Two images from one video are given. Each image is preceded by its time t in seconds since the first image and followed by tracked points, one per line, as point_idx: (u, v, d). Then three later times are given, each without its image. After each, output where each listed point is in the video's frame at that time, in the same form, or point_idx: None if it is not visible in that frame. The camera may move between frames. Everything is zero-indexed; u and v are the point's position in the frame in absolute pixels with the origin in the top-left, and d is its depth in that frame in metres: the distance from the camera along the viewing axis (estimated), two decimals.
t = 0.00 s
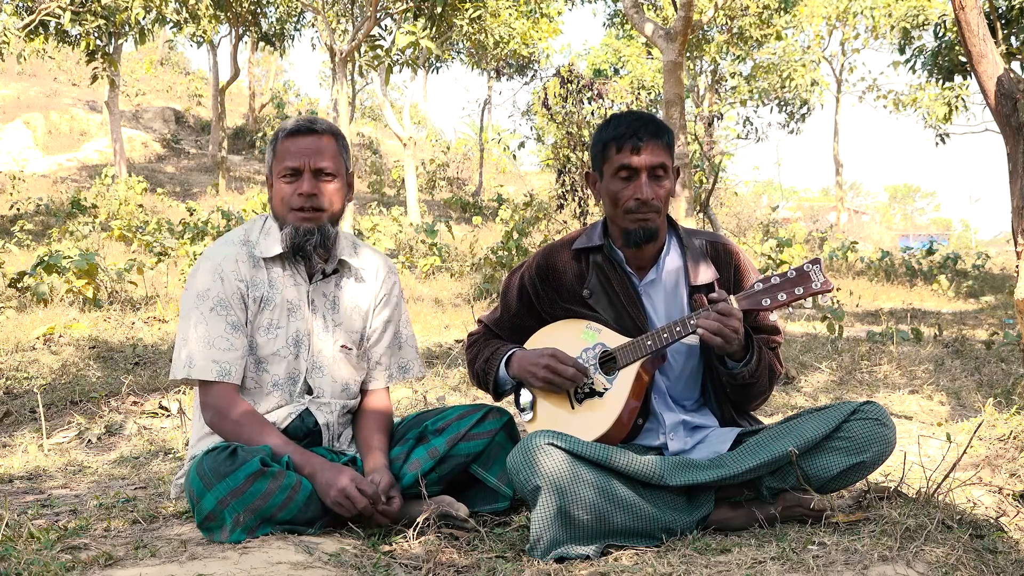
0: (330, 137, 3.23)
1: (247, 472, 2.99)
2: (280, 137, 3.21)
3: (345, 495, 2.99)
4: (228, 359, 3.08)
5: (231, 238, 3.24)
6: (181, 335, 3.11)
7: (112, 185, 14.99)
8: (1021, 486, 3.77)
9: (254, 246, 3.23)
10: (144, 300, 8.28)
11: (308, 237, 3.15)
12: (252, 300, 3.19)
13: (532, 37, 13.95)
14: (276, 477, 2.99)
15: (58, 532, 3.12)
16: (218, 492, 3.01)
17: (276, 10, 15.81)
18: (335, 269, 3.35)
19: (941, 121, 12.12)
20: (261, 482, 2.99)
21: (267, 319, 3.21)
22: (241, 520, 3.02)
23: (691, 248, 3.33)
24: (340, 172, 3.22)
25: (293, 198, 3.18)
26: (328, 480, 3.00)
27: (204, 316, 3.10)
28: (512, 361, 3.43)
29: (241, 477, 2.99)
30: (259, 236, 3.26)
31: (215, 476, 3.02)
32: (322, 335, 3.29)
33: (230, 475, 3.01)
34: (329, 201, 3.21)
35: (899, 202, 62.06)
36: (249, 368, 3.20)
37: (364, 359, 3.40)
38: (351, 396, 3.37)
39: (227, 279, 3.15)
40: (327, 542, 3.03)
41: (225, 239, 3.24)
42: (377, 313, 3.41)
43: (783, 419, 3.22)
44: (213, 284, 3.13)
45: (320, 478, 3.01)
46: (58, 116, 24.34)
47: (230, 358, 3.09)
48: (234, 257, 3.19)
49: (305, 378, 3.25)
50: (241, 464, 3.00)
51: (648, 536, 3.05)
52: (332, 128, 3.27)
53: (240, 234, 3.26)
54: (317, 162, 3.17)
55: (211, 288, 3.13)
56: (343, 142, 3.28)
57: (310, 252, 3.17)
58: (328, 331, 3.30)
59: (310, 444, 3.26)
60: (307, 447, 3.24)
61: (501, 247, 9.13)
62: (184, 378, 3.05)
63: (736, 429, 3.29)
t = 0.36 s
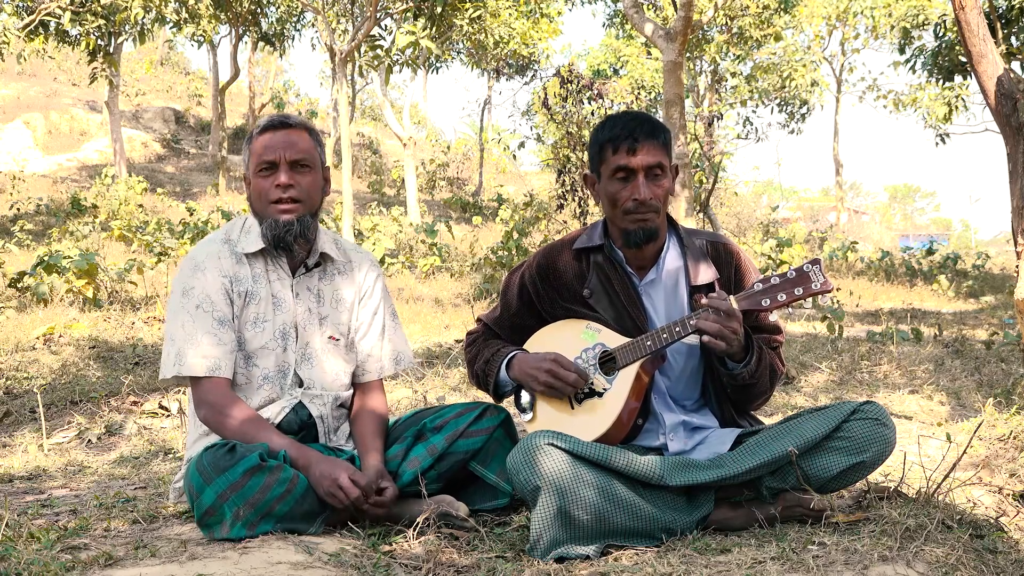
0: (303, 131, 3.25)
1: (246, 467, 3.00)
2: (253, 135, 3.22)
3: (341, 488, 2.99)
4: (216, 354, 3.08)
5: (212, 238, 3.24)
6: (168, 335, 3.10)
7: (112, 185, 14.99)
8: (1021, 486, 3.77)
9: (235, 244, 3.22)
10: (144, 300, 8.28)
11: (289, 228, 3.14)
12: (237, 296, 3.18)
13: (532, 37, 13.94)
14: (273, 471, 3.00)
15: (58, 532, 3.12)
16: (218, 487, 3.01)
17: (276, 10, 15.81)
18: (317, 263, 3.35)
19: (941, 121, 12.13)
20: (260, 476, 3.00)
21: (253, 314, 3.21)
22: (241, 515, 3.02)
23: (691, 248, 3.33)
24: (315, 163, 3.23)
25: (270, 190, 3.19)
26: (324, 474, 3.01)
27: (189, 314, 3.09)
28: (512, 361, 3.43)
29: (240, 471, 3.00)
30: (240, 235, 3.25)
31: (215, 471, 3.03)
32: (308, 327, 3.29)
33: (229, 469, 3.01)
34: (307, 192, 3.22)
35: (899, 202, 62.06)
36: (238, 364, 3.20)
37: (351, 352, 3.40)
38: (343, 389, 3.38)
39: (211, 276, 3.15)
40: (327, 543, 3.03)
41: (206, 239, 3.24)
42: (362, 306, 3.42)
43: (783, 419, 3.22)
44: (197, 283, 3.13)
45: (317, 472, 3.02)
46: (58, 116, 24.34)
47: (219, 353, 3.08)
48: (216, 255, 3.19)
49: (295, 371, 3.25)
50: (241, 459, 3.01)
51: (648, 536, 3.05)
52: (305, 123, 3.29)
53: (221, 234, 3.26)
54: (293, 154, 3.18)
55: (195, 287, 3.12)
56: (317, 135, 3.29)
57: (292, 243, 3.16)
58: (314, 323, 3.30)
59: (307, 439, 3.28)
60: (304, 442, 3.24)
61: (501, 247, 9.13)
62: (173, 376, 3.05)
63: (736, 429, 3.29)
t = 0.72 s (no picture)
0: (298, 129, 3.25)
1: (246, 465, 3.00)
2: (248, 134, 3.23)
3: (341, 487, 2.99)
4: (213, 355, 3.08)
5: (209, 238, 3.24)
6: (166, 334, 3.10)
7: (112, 185, 15.00)
8: (1021, 486, 3.76)
9: (232, 243, 3.22)
10: (144, 300, 8.28)
11: (286, 226, 3.14)
12: (233, 295, 3.18)
13: (532, 37, 13.94)
14: (274, 469, 3.00)
15: (58, 532, 3.12)
16: (218, 484, 3.01)
17: (276, 10, 15.82)
18: (314, 262, 3.35)
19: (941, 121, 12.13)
20: (260, 474, 3.00)
21: (250, 313, 3.21)
22: (241, 513, 3.02)
23: (694, 248, 3.33)
24: (311, 161, 3.24)
25: (267, 189, 3.20)
26: (323, 472, 3.01)
27: (186, 314, 3.09)
28: (515, 355, 3.43)
29: (240, 469, 3.00)
30: (237, 234, 3.25)
31: (215, 469, 3.03)
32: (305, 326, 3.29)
33: (229, 467, 3.01)
34: (303, 190, 3.22)
35: (899, 202, 62.06)
36: (235, 363, 3.20)
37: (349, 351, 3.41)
38: (341, 387, 3.38)
39: (208, 276, 3.14)
40: (327, 542, 3.03)
41: (203, 239, 3.24)
42: (361, 306, 3.43)
43: (784, 420, 3.22)
44: (194, 282, 3.12)
45: (317, 470, 3.02)
46: (58, 116, 24.35)
47: (217, 352, 3.09)
48: (213, 255, 3.18)
49: (292, 370, 3.24)
50: (240, 457, 3.00)
51: (648, 536, 3.05)
52: (300, 124, 3.30)
53: (217, 234, 3.26)
54: (289, 152, 3.19)
55: (192, 286, 3.12)
56: (312, 134, 3.30)
57: (288, 241, 3.16)
58: (311, 323, 3.30)
59: (307, 438, 3.28)
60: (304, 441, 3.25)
61: (501, 247, 9.13)
62: (171, 376, 3.04)
63: (737, 430, 3.29)
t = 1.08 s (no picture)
0: (319, 134, 3.24)
1: (247, 466, 3.00)
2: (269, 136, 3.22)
3: (343, 489, 3.00)
4: (219, 357, 3.08)
5: (222, 238, 3.25)
6: (174, 335, 3.11)
7: (112, 185, 15.00)
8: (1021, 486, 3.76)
9: (244, 245, 3.23)
10: (144, 300, 8.28)
11: (300, 231, 3.14)
12: (243, 299, 3.19)
13: (532, 37, 13.94)
14: (275, 472, 3.00)
15: (58, 532, 3.12)
16: (218, 486, 3.01)
17: (276, 10, 15.81)
18: (326, 267, 3.34)
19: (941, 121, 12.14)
20: (261, 476, 3.00)
21: (259, 318, 3.21)
22: (241, 514, 3.02)
23: (692, 247, 3.33)
24: (329, 167, 3.23)
25: (283, 194, 3.18)
26: (327, 475, 3.02)
27: (195, 316, 3.10)
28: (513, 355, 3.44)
29: (241, 470, 3.00)
30: (249, 236, 3.26)
31: (215, 470, 3.03)
32: (314, 333, 3.28)
33: (230, 468, 3.01)
34: (320, 196, 3.21)
35: (899, 202, 62.06)
36: (242, 367, 3.21)
37: (358, 358, 3.39)
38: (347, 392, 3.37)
39: (218, 278, 3.15)
40: (327, 543, 3.04)
41: (217, 238, 3.25)
42: (371, 311, 3.41)
43: (784, 420, 3.22)
44: (204, 284, 3.13)
45: (319, 472, 3.02)
46: (58, 116, 24.34)
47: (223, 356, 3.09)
48: (225, 256, 3.19)
49: (299, 376, 3.24)
50: (241, 458, 3.01)
51: (648, 536, 3.05)
52: (319, 128, 3.28)
53: (230, 235, 3.26)
54: (307, 158, 3.18)
55: (202, 288, 3.13)
56: (332, 140, 3.29)
57: (302, 246, 3.15)
58: (320, 330, 3.29)
59: (308, 441, 3.27)
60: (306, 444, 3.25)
61: (501, 247, 9.12)
62: (177, 377, 3.06)
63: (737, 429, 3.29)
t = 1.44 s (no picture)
0: (349, 142, 3.21)
1: (248, 473, 2.99)
2: (300, 141, 3.18)
3: (348, 496, 3.00)
4: (233, 366, 3.08)
5: (244, 241, 3.22)
6: (189, 338, 3.10)
7: (112, 185, 15.00)
8: (1021, 486, 3.76)
9: (266, 251, 3.20)
10: (144, 300, 8.28)
11: (325, 245, 3.12)
12: (261, 307, 3.17)
13: (532, 37, 13.94)
14: (278, 477, 3.00)
15: (58, 532, 3.12)
16: (219, 492, 3.01)
17: (276, 10, 15.81)
18: (347, 277, 3.32)
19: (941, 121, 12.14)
20: (263, 482, 2.99)
21: (275, 327, 3.20)
22: (241, 521, 3.02)
23: (689, 247, 3.33)
24: (359, 179, 3.20)
25: (312, 204, 3.17)
26: (332, 483, 3.01)
27: (211, 322, 3.09)
28: (511, 351, 3.44)
29: (242, 477, 3.00)
30: (271, 242, 3.23)
31: (216, 477, 3.02)
32: (331, 343, 3.26)
33: (231, 475, 3.01)
34: (348, 209, 3.20)
35: (899, 202, 62.05)
36: (255, 373, 3.20)
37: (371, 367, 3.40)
38: (356, 401, 3.37)
39: (237, 285, 3.14)
40: (327, 543, 3.03)
41: (238, 240, 3.22)
42: (389, 320, 3.42)
43: (783, 419, 3.22)
44: (222, 289, 3.12)
45: (323, 479, 3.02)
46: (58, 116, 24.34)
47: (236, 364, 3.09)
48: (245, 262, 3.17)
49: (312, 387, 3.24)
50: (242, 464, 3.00)
51: (648, 536, 3.05)
52: (351, 134, 3.25)
53: (252, 238, 3.24)
54: (338, 168, 3.15)
55: (220, 293, 3.11)
56: (362, 148, 3.27)
57: (327, 259, 3.14)
58: (338, 341, 3.28)
59: (313, 448, 3.26)
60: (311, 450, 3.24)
61: (501, 247, 9.12)
62: (188, 382, 3.05)
63: (736, 428, 3.29)
